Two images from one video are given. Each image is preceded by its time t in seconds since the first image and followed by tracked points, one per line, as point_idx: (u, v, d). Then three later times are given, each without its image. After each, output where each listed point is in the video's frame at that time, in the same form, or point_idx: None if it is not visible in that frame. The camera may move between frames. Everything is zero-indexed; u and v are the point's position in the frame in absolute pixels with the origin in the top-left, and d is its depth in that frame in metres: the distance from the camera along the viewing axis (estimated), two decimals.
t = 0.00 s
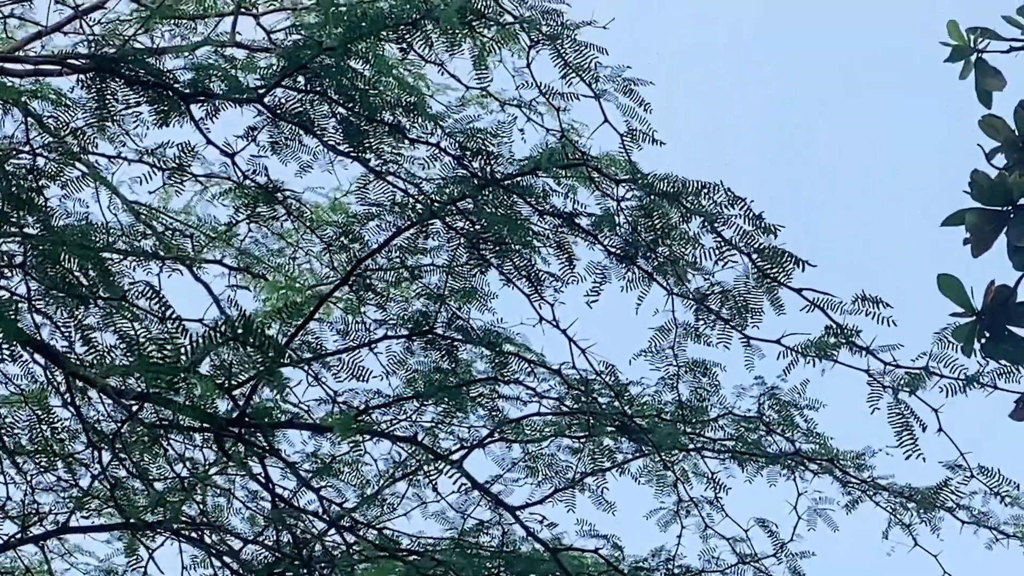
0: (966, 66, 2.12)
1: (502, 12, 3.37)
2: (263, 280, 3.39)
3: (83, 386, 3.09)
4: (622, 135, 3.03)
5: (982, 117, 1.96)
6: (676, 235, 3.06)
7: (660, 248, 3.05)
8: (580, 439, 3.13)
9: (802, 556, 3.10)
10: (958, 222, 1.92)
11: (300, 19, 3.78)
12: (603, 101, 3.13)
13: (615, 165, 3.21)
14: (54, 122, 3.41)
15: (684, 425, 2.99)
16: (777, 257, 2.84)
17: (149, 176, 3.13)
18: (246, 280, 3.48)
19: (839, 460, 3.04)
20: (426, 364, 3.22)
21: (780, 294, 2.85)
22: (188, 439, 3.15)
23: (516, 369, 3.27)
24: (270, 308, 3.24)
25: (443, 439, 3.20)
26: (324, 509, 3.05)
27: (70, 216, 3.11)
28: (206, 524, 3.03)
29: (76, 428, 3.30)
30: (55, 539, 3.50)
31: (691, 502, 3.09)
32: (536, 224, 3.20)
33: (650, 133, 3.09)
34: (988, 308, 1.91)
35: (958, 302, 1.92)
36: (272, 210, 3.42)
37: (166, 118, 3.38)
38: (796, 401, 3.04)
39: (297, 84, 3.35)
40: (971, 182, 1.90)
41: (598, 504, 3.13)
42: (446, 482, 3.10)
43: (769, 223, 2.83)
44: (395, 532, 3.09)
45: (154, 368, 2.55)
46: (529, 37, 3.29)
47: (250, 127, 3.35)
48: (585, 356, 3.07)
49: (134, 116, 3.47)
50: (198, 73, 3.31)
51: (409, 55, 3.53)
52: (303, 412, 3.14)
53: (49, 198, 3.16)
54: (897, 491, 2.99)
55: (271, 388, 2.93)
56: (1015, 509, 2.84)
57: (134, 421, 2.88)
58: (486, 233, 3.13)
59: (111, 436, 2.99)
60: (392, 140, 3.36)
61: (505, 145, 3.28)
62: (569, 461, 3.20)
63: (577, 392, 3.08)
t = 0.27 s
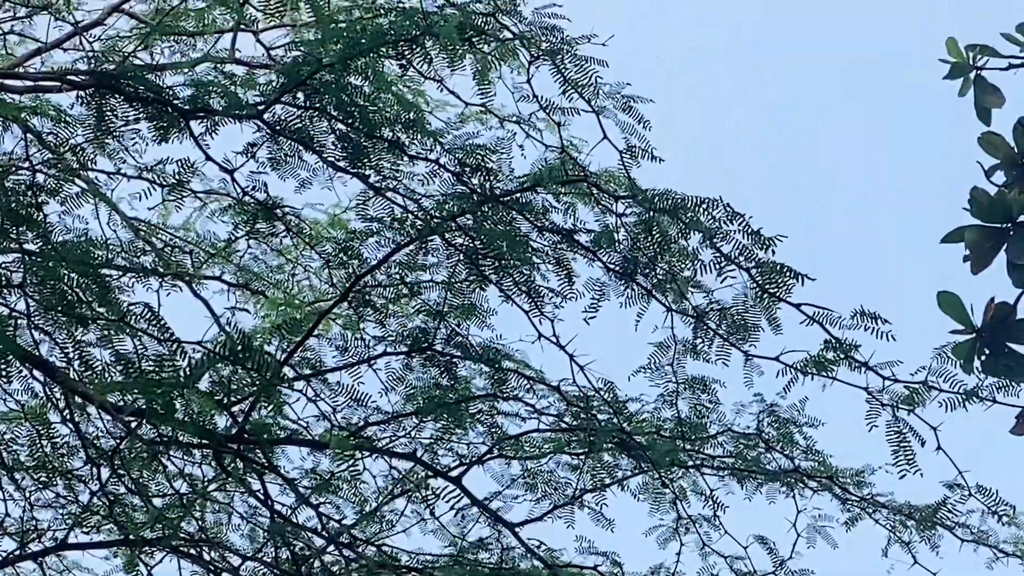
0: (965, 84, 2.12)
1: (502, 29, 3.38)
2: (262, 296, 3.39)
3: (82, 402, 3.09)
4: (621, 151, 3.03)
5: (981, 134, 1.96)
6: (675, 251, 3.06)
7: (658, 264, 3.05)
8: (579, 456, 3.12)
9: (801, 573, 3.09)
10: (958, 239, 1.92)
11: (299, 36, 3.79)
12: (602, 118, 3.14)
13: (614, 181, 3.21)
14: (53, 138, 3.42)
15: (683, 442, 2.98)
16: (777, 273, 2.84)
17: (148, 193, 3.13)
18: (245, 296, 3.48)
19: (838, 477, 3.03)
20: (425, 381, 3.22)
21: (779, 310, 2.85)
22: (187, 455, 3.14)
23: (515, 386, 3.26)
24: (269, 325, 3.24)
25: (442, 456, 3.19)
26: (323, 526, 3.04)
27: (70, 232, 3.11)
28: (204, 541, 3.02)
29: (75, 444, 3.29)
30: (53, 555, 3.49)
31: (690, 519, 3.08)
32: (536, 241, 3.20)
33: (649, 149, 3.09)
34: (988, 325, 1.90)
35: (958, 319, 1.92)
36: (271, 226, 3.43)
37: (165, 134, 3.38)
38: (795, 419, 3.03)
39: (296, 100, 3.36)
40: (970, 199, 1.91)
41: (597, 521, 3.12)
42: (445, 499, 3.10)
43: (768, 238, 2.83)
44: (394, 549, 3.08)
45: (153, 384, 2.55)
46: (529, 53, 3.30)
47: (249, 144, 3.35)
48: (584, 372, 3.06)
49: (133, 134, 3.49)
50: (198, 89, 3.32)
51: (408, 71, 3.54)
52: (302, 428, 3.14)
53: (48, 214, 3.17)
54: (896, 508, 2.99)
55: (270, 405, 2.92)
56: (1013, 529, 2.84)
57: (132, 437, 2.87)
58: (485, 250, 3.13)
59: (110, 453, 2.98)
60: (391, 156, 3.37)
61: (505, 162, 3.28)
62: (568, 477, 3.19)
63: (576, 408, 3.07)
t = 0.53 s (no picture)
0: (965, 101, 2.12)
1: (502, 46, 3.39)
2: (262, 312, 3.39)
3: (81, 419, 3.09)
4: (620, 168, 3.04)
5: (981, 151, 1.96)
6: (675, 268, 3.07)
7: (658, 281, 3.06)
8: (579, 472, 3.12)
9: None
10: (957, 256, 1.92)
11: (299, 53, 3.81)
12: (602, 135, 3.14)
13: (613, 197, 3.22)
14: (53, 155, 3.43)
15: (682, 459, 2.98)
16: (777, 290, 2.85)
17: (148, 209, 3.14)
18: (244, 313, 3.48)
19: (837, 494, 3.02)
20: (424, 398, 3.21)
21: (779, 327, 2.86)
22: (186, 472, 3.14)
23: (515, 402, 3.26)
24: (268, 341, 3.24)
25: (441, 472, 3.19)
26: (322, 543, 3.03)
27: (69, 248, 3.12)
28: (203, 558, 3.01)
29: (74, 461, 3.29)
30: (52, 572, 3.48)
31: (690, 536, 3.07)
32: (535, 257, 3.20)
33: (649, 166, 3.10)
34: (988, 342, 1.90)
35: (958, 336, 1.92)
36: (270, 243, 3.43)
37: (165, 151, 3.40)
38: (794, 435, 3.03)
39: (295, 116, 3.36)
40: (970, 216, 1.91)
41: (597, 538, 3.12)
42: (445, 516, 3.09)
43: (768, 255, 2.84)
44: (394, 565, 3.07)
45: (152, 401, 2.55)
46: (530, 70, 3.31)
47: (248, 160, 3.36)
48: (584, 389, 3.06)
49: (133, 150, 3.51)
50: (198, 105, 3.32)
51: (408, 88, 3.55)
52: (301, 445, 3.14)
53: (47, 231, 3.17)
54: (896, 524, 2.98)
55: (269, 422, 2.92)
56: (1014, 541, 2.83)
57: (131, 454, 2.87)
58: (485, 266, 3.13)
59: (109, 469, 2.98)
60: (390, 173, 3.38)
61: (504, 179, 3.29)
62: (568, 494, 3.19)
63: (576, 425, 3.07)
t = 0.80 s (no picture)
0: (964, 119, 2.13)
1: (501, 63, 3.40)
2: (261, 328, 3.39)
3: (80, 435, 3.09)
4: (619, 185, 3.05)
5: (981, 168, 1.97)
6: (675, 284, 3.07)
7: (658, 297, 3.06)
8: (578, 489, 3.11)
9: None
10: (956, 273, 1.92)
11: (299, 70, 3.82)
12: (601, 151, 3.15)
13: (612, 213, 3.23)
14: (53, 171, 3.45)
15: (681, 475, 2.97)
16: (777, 306, 2.85)
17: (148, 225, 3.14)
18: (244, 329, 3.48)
19: (837, 511, 3.02)
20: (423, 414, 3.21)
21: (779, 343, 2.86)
22: (185, 488, 3.13)
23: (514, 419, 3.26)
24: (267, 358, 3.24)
25: (440, 489, 3.18)
26: (320, 559, 3.02)
27: (69, 265, 3.13)
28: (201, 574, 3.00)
29: (73, 478, 3.28)
30: None
31: (689, 553, 3.06)
32: (534, 273, 3.21)
33: (648, 183, 3.11)
34: (986, 360, 1.90)
35: (957, 353, 1.92)
36: (270, 259, 3.44)
37: (165, 167, 3.41)
38: (793, 452, 3.03)
39: (295, 132, 3.37)
40: (969, 233, 1.91)
41: (596, 555, 3.11)
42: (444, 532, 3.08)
43: (769, 271, 2.84)
44: None
45: (151, 416, 2.55)
46: (529, 88, 3.32)
47: (248, 176, 3.37)
48: (583, 405, 3.06)
49: (132, 166, 3.52)
50: (197, 121, 3.33)
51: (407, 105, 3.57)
52: (300, 461, 3.13)
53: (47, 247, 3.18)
54: (895, 541, 2.97)
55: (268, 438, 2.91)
56: (1014, 557, 2.82)
57: (130, 470, 2.87)
58: (484, 283, 3.14)
59: (108, 485, 2.98)
60: (389, 190, 3.39)
61: (504, 195, 3.30)
62: (567, 510, 3.18)
63: (575, 441, 3.07)
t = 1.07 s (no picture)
0: (963, 137, 2.13)
1: (501, 81, 3.41)
2: (261, 346, 3.38)
3: (79, 452, 3.08)
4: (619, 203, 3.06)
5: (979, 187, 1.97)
6: (674, 302, 3.07)
7: (657, 314, 3.06)
8: (577, 507, 3.11)
9: None
10: (956, 292, 1.93)
11: (298, 87, 3.83)
12: (601, 169, 3.16)
13: (612, 231, 3.23)
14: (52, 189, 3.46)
15: (681, 493, 2.96)
16: (777, 322, 2.85)
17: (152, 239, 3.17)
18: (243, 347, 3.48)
19: (836, 529, 3.01)
20: (422, 432, 3.20)
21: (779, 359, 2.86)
22: (184, 505, 3.13)
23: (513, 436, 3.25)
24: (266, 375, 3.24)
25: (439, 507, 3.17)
26: None
27: (68, 281, 3.13)
28: None
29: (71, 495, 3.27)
30: None
31: (689, 571, 3.05)
32: (534, 291, 3.21)
33: (647, 201, 3.11)
34: (986, 379, 1.90)
35: (956, 372, 1.92)
36: (269, 276, 3.44)
37: (164, 184, 3.41)
38: (793, 470, 3.03)
39: (294, 150, 3.38)
40: (968, 252, 1.91)
41: (595, 573, 3.10)
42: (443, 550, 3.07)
43: (769, 287, 2.84)
44: None
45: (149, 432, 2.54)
46: (529, 106, 3.34)
47: (248, 194, 3.39)
48: (583, 423, 3.06)
49: (132, 183, 3.53)
50: (196, 138, 3.34)
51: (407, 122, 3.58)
52: (299, 478, 3.13)
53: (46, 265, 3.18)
54: (894, 560, 2.96)
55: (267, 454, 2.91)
56: None
57: (129, 487, 2.86)
58: (483, 300, 3.14)
59: (106, 503, 2.97)
60: (389, 207, 3.39)
61: (503, 213, 3.31)
62: (566, 528, 3.17)
63: (574, 459, 3.07)
